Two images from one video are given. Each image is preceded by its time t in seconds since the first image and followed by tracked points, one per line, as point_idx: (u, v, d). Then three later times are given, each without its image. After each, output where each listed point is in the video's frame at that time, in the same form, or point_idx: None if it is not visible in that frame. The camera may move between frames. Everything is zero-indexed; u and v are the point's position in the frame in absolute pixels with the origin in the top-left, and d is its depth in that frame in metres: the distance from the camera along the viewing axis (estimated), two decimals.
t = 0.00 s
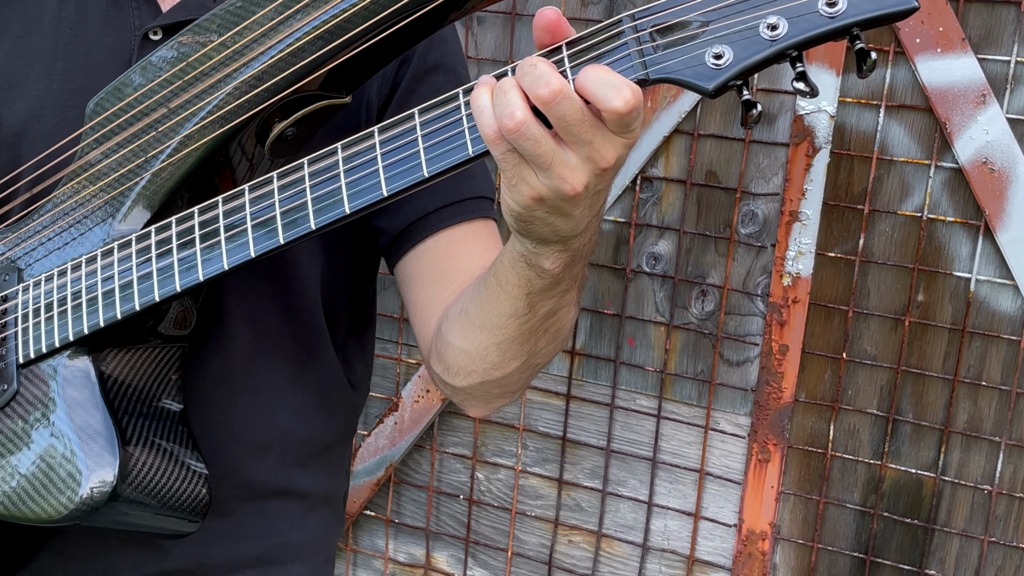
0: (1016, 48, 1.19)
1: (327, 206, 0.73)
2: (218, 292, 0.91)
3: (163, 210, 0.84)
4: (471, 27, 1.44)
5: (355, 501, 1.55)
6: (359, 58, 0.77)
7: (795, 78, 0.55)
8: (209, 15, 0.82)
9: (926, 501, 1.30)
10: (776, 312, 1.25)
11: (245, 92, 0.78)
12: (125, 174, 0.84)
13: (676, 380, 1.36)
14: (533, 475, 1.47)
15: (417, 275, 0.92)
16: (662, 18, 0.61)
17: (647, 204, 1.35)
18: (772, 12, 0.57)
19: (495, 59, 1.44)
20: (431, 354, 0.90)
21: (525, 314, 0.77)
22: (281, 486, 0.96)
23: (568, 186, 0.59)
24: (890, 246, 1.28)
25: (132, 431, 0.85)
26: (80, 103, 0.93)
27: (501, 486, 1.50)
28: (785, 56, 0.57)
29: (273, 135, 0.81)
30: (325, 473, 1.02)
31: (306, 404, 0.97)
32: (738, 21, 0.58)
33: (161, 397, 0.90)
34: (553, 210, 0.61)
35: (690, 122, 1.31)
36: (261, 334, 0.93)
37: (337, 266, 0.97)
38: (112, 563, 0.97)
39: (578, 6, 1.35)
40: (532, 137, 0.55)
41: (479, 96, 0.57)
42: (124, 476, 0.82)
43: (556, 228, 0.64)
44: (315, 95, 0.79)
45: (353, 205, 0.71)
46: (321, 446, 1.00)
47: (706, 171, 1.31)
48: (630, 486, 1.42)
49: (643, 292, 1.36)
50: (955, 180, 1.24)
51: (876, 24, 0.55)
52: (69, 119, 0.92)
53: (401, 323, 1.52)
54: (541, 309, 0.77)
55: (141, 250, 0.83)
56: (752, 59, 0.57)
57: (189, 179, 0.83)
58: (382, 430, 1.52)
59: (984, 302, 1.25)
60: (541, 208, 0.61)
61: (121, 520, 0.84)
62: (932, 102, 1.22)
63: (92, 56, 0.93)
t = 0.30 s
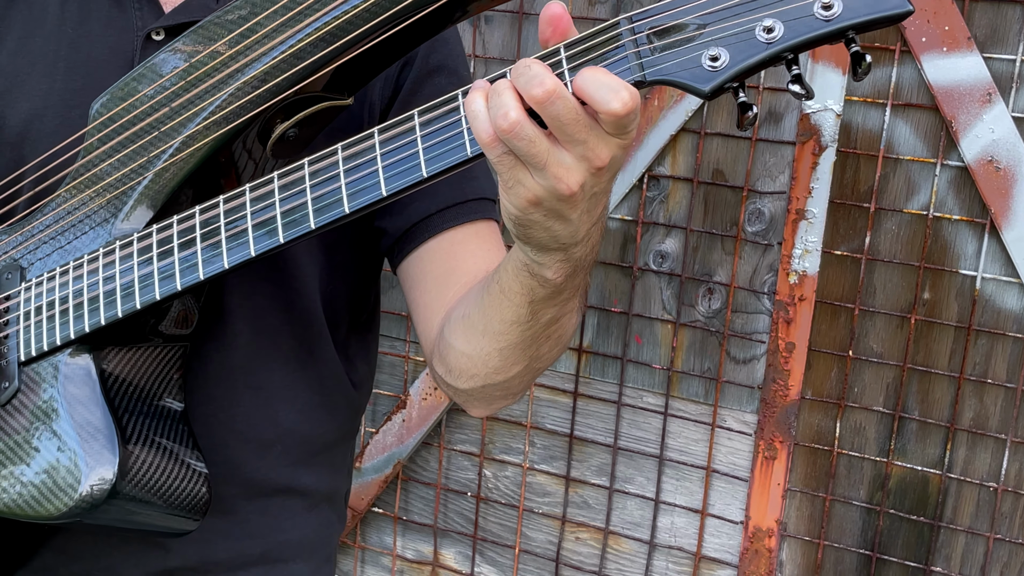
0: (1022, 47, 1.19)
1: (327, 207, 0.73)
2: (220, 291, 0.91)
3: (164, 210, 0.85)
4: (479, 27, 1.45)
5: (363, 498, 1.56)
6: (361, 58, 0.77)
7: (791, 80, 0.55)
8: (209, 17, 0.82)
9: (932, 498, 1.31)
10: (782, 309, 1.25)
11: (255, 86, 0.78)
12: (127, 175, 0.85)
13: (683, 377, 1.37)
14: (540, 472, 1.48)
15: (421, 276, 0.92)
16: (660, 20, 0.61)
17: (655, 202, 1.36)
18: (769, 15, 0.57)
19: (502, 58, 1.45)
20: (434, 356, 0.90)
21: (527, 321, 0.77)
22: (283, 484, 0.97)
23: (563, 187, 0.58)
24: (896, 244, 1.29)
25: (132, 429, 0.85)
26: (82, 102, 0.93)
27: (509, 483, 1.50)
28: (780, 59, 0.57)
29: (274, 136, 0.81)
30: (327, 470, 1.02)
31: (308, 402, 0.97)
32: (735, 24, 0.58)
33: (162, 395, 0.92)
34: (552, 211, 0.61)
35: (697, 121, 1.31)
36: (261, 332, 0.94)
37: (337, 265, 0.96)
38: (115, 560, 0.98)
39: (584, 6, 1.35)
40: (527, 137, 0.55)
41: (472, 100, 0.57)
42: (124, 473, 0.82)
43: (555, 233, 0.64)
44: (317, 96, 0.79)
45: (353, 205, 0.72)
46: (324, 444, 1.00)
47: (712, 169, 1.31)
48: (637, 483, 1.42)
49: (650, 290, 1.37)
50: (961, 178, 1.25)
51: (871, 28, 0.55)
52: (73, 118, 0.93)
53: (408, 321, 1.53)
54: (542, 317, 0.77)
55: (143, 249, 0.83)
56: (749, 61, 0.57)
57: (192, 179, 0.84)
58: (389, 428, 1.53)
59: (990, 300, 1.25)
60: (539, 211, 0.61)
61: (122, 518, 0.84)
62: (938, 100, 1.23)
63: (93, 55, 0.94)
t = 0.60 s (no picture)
0: None
1: (331, 202, 0.74)
2: (225, 287, 0.92)
3: (171, 205, 0.85)
4: (486, 26, 1.45)
5: (371, 495, 1.57)
6: (365, 53, 0.78)
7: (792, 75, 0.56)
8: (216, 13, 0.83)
9: (938, 495, 1.31)
10: (788, 307, 1.26)
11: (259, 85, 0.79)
12: (133, 171, 0.85)
13: (690, 375, 1.37)
14: (548, 470, 1.48)
15: (415, 275, 0.92)
16: (661, 15, 0.61)
17: (661, 201, 1.36)
18: (770, 8, 0.58)
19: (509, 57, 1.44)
20: (426, 362, 0.91)
21: (521, 340, 0.78)
22: (288, 479, 0.98)
23: (556, 192, 0.58)
24: (902, 242, 1.29)
25: (139, 424, 0.87)
26: (86, 101, 0.94)
27: (516, 481, 1.51)
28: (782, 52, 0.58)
29: (279, 133, 0.81)
30: (332, 466, 1.03)
31: (311, 397, 0.97)
32: (737, 18, 0.59)
33: (170, 391, 0.92)
34: (546, 226, 0.60)
35: (704, 120, 1.31)
36: (266, 329, 0.94)
37: (336, 263, 0.97)
38: (121, 556, 0.99)
39: (591, 5, 1.35)
40: (525, 137, 0.54)
41: (443, 136, 0.58)
42: (130, 469, 0.85)
43: (548, 251, 0.63)
44: (320, 93, 0.80)
45: (357, 200, 0.72)
46: (328, 439, 1.01)
47: (719, 168, 1.32)
48: (644, 480, 1.43)
49: (657, 288, 1.37)
50: (967, 176, 1.25)
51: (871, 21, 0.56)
52: (78, 117, 0.93)
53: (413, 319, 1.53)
54: (535, 336, 0.78)
55: (149, 246, 0.83)
56: (751, 56, 0.58)
57: (200, 172, 0.83)
58: (397, 426, 1.54)
59: (996, 297, 1.25)
60: (533, 230, 0.60)
61: (127, 512, 0.87)
62: (944, 99, 1.23)
63: (97, 54, 0.94)
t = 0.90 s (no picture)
0: None
1: (323, 195, 0.74)
2: (228, 282, 0.93)
3: (171, 198, 0.85)
4: (494, 24, 1.46)
5: (378, 493, 1.58)
6: (363, 48, 0.78)
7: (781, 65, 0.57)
8: (221, 9, 0.85)
9: (944, 493, 1.32)
10: (795, 305, 1.27)
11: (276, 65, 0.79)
12: (136, 164, 0.86)
13: (696, 373, 1.38)
14: (555, 467, 1.49)
15: (404, 275, 0.92)
16: (649, 5, 0.62)
17: (668, 199, 1.36)
18: None
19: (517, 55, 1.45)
20: (410, 357, 0.91)
21: (499, 331, 0.79)
22: (292, 478, 0.98)
23: (538, 173, 0.58)
24: (908, 240, 1.30)
25: (134, 418, 0.87)
26: (92, 99, 0.94)
27: (524, 478, 1.52)
28: (770, 42, 0.58)
29: (278, 128, 0.82)
30: (337, 465, 1.03)
31: (316, 396, 0.98)
32: (726, 7, 0.60)
33: (173, 389, 0.93)
34: (521, 208, 0.60)
35: (710, 118, 1.32)
36: (269, 327, 0.95)
37: (331, 261, 0.98)
38: (124, 553, 1.00)
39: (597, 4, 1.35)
40: (508, 114, 0.55)
41: (431, 105, 0.59)
42: (125, 461, 0.85)
43: (526, 235, 0.64)
44: (320, 89, 0.80)
45: (348, 193, 0.72)
46: (332, 439, 1.01)
47: (726, 166, 1.32)
48: (651, 478, 1.44)
49: (664, 286, 1.38)
50: (972, 175, 1.26)
51: (859, 10, 0.57)
52: (83, 115, 0.94)
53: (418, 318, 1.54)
54: (512, 330, 0.79)
55: (146, 240, 0.84)
56: (739, 45, 0.59)
57: (205, 161, 0.83)
58: (406, 423, 1.55)
59: (1002, 296, 1.26)
60: (511, 208, 0.60)
61: (123, 505, 0.87)
62: (950, 98, 1.24)
63: (103, 52, 0.95)
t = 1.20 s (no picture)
0: None
1: (332, 189, 0.74)
2: (235, 280, 0.93)
3: (181, 193, 0.86)
4: (502, 23, 1.47)
5: (387, 489, 1.59)
6: (369, 44, 0.78)
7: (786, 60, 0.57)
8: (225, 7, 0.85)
9: (950, 490, 1.32)
10: (802, 303, 1.27)
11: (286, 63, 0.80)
12: (143, 160, 0.86)
13: (703, 370, 1.38)
14: (562, 464, 1.50)
15: (414, 268, 0.92)
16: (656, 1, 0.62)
17: (675, 197, 1.37)
18: None
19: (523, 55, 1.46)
20: (422, 350, 0.91)
21: (509, 324, 0.80)
22: (297, 473, 0.99)
23: (547, 169, 0.59)
24: (914, 239, 1.30)
25: (145, 414, 0.88)
26: (99, 97, 0.95)
27: (531, 475, 1.52)
28: (776, 37, 0.58)
29: (285, 125, 0.82)
30: (342, 460, 1.04)
31: (323, 392, 0.98)
32: (731, 3, 0.60)
33: (183, 383, 0.94)
34: (531, 203, 0.61)
35: (717, 117, 1.32)
36: (275, 323, 0.95)
37: (340, 258, 0.99)
38: (130, 550, 1.00)
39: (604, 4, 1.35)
40: (516, 111, 0.55)
41: (439, 103, 0.60)
42: (137, 456, 0.85)
43: (536, 231, 0.64)
44: (327, 85, 0.81)
45: (357, 188, 0.73)
46: (338, 434, 1.01)
47: (732, 165, 1.33)
48: (658, 475, 1.44)
49: (671, 284, 1.38)
50: (978, 173, 1.26)
51: (863, 5, 0.57)
52: (90, 113, 0.94)
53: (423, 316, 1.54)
54: (523, 322, 0.79)
55: (156, 237, 0.85)
56: (744, 40, 0.59)
57: (213, 159, 0.84)
58: (413, 421, 1.56)
59: (1007, 294, 1.26)
60: (520, 204, 0.61)
61: (134, 500, 0.88)
62: (956, 97, 1.24)
63: (110, 50, 0.95)
